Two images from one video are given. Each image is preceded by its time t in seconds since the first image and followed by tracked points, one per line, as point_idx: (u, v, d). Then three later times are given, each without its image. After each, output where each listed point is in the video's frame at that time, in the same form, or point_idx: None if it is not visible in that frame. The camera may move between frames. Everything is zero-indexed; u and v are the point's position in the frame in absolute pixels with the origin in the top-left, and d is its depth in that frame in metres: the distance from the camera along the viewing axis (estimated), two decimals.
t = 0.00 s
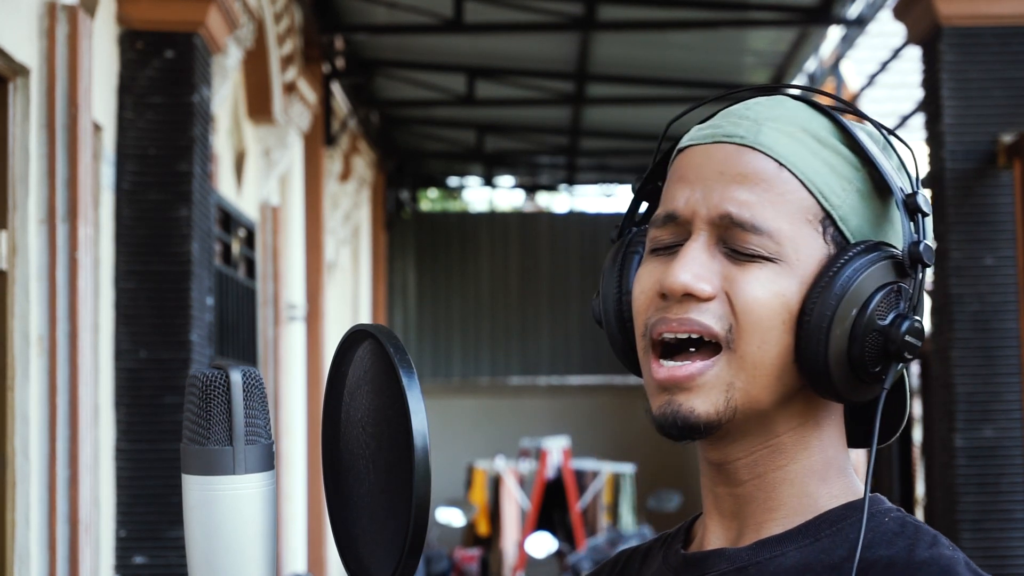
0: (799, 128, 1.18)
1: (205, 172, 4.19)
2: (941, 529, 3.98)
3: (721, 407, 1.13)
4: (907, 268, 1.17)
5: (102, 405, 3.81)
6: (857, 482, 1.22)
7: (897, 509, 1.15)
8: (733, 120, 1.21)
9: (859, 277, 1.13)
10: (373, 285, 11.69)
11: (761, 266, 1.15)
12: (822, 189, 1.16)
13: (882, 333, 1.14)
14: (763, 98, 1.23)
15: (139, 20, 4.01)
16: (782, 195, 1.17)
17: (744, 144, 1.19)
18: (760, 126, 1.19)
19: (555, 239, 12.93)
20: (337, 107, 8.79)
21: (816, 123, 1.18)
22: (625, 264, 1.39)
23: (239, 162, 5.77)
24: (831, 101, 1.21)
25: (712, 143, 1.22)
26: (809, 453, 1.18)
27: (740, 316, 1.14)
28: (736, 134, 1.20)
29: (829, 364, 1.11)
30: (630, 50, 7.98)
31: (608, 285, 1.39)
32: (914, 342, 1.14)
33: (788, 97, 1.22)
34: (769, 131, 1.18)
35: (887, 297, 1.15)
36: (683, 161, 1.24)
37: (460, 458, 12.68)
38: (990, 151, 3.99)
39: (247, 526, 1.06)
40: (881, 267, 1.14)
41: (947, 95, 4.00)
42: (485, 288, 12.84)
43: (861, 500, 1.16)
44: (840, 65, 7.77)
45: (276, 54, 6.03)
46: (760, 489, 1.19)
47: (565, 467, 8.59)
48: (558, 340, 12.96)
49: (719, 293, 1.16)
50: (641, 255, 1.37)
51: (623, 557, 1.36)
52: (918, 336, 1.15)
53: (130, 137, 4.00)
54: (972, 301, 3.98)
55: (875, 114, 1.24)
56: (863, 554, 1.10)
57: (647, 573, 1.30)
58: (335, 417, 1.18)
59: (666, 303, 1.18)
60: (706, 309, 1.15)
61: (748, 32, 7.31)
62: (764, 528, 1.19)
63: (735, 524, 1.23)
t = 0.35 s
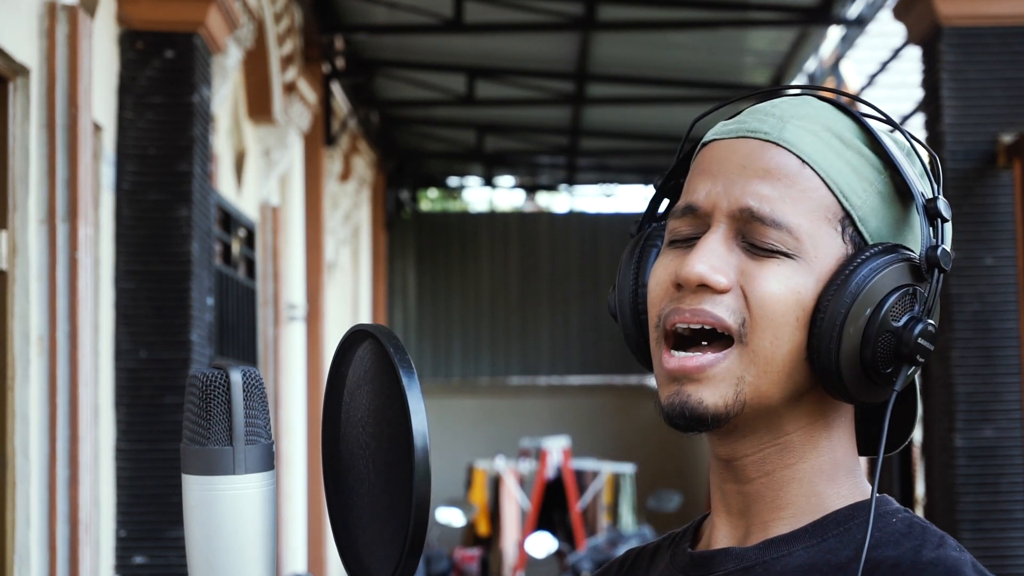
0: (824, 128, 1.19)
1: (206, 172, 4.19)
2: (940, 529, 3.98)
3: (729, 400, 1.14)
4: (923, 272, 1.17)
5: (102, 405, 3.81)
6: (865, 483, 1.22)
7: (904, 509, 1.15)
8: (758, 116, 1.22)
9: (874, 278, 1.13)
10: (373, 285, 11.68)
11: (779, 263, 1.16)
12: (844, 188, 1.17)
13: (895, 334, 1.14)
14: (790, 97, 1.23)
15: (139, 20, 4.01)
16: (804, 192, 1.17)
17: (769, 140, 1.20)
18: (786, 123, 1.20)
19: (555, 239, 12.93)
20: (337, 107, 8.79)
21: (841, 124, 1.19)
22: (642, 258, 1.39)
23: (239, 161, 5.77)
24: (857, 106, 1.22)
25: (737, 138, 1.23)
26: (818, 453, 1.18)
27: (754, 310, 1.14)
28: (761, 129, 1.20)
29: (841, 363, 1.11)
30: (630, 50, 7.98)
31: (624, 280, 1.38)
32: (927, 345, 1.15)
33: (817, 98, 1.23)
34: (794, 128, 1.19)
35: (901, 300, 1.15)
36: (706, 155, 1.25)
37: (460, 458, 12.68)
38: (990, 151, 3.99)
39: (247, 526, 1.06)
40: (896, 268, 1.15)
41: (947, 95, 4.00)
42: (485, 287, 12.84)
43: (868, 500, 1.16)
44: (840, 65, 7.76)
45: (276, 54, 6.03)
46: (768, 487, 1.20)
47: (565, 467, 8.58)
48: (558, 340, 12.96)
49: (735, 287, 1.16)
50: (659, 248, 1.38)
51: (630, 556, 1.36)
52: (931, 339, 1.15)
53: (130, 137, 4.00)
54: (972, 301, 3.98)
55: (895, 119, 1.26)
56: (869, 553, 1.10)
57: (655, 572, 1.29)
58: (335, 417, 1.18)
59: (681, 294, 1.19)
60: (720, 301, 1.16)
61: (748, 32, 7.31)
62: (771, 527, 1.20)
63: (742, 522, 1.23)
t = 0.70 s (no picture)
0: (786, 125, 1.11)
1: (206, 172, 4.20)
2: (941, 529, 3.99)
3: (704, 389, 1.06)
4: (894, 260, 1.09)
5: (102, 405, 3.81)
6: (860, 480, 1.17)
7: (900, 513, 1.11)
8: (715, 123, 1.14)
9: (844, 270, 1.06)
10: (373, 285, 11.68)
11: (746, 270, 1.07)
12: (808, 184, 1.08)
13: (868, 327, 1.06)
14: (749, 99, 1.15)
15: (139, 20, 4.01)
16: (769, 193, 1.09)
17: (729, 144, 1.11)
18: (744, 127, 1.11)
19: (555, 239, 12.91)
20: (337, 107, 8.80)
21: (803, 120, 1.11)
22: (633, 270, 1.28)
23: (239, 162, 5.77)
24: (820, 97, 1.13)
25: (699, 146, 1.14)
26: (810, 453, 1.12)
27: (719, 322, 1.06)
28: (721, 135, 1.12)
29: (814, 359, 1.04)
30: (630, 50, 7.98)
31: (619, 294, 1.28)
32: (903, 334, 1.07)
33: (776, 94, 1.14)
34: (753, 131, 1.11)
35: (875, 289, 1.07)
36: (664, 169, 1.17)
37: (460, 458, 12.71)
38: (990, 151, 3.99)
39: (248, 527, 1.06)
40: (866, 260, 1.07)
41: (946, 95, 4.00)
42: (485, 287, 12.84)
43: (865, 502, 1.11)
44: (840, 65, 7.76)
45: (276, 54, 6.03)
46: (758, 488, 1.14)
47: (565, 467, 8.58)
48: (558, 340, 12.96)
49: (700, 300, 1.07)
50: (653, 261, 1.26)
51: (627, 556, 1.34)
52: (908, 328, 1.07)
53: (130, 138, 4.01)
54: (972, 301, 3.98)
55: (862, 103, 1.17)
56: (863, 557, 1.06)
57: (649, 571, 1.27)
58: (335, 418, 1.18)
59: (648, 313, 1.10)
60: (684, 319, 1.07)
61: (748, 32, 7.31)
62: (763, 529, 1.14)
63: (734, 524, 1.18)
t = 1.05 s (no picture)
0: (675, 122, 1.28)
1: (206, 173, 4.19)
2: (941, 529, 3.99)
3: (621, 404, 1.23)
4: (786, 235, 1.20)
5: (102, 405, 3.81)
6: (827, 478, 1.30)
7: (870, 510, 1.23)
8: (619, 133, 1.33)
9: (736, 252, 1.19)
10: (373, 285, 11.69)
11: (646, 269, 1.24)
12: (697, 173, 1.24)
13: (766, 304, 1.19)
14: (649, 105, 1.34)
15: (139, 20, 4.01)
16: (660, 189, 1.25)
17: (624, 151, 1.30)
18: (637, 131, 1.30)
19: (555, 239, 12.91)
20: (337, 107, 8.81)
21: (691, 114, 1.28)
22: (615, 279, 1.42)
23: (239, 162, 5.77)
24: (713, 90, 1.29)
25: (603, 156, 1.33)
26: (762, 449, 1.26)
27: (624, 324, 1.23)
28: (619, 143, 1.31)
29: (717, 345, 1.18)
30: (630, 51, 7.99)
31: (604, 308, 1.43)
32: (803, 307, 1.18)
33: (671, 96, 1.32)
34: (645, 133, 1.29)
35: (773, 268, 1.20)
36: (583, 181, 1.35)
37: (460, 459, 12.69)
38: (990, 151, 3.98)
39: (247, 527, 1.05)
40: (758, 239, 1.20)
41: (947, 95, 4.00)
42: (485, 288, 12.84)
43: (831, 503, 1.23)
44: (840, 65, 7.75)
45: (276, 54, 6.03)
46: (719, 491, 1.28)
47: (565, 467, 8.60)
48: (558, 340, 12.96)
49: (607, 307, 1.25)
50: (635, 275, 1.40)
51: (610, 558, 1.48)
52: (807, 300, 1.18)
53: (130, 137, 4.00)
54: (972, 301, 3.98)
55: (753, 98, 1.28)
56: (832, 561, 1.17)
57: None
58: (335, 417, 1.18)
59: (572, 322, 1.28)
60: (594, 325, 1.25)
61: (748, 32, 7.31)
62: (733, 534, 1.27)
63: (706, 533, 1.31)
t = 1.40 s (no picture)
0: (662, 115, 1.29)
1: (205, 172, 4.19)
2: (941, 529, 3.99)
3: (594, 394, 1.23)
4: (766, 229, 1.20)
5: (102, 405, 3.80)
6: (808, 478, 1.30)
7: (851, 510, 1.23)
8: (608, 124, 1.34)
9: (713, 244, 1.19)
10: (373, 285, 11.68)
11: (623, 258, 1.24)
12: (681, 165, 1.25)
13: (742, 298, 1.18)
14: (640, 100, 1.35)
15: (139, 20, 4.01)
16: (644, 179, 1.26)
17: (610, 140, 1.31)
18: (624, 122, 1.31)
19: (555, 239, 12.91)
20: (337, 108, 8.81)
21: (678, 107, 1.29)
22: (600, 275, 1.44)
23: (239, 162, 5.77)
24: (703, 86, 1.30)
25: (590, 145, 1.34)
26: (739, 449, 1.25)
27: (599, 312, 1.23)
28: (606, 133, 1.32)
29: (692, 339, 1.18)
30: (629, 50, 7.99)
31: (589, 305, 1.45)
32: (778, 302, 1.17)
33: (662, 92, 1.33)
34: (632, 124, 1.30)
35: (750, 262, 1.19)
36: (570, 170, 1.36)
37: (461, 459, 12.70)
38: (990, 151, 3.98)
39: (247, 527, 1.05)
40: (737, 232, 1.20)
41: (947, 95, 4.00)
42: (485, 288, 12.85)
43: (810, 505, 1.23)
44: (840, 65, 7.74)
45: (276, 54, 6.02)
46: (695, 491, 1.27)
47: (565, 467, 8.62)
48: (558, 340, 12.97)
49: (584, 296, 1.26)
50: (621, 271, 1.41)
51: (595, 559, 1.48)
52: (784, 295, 1.17)
53: (130, 137, 4.00)
54: (972, 301, 3.98)
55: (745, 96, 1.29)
56: (811, 565, 1.17)
57: None
58: (337, 419, 1.18)
59: (550, 311, 1.29)
60: (570, 313, 1.26)
61: (748, 32, 7.31)
62: (711, 537, 1.26)
63: (684, 535, 1.31)
